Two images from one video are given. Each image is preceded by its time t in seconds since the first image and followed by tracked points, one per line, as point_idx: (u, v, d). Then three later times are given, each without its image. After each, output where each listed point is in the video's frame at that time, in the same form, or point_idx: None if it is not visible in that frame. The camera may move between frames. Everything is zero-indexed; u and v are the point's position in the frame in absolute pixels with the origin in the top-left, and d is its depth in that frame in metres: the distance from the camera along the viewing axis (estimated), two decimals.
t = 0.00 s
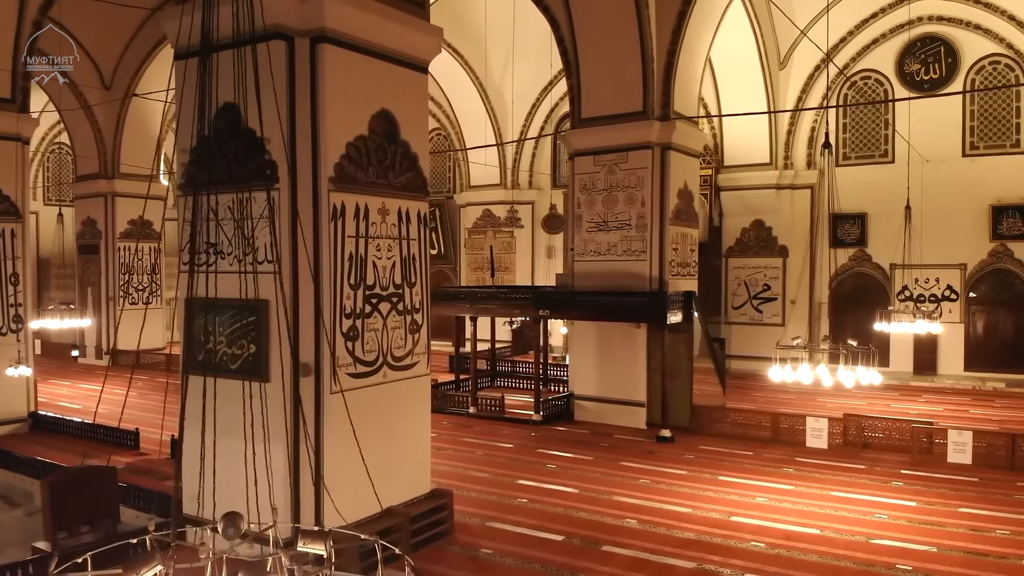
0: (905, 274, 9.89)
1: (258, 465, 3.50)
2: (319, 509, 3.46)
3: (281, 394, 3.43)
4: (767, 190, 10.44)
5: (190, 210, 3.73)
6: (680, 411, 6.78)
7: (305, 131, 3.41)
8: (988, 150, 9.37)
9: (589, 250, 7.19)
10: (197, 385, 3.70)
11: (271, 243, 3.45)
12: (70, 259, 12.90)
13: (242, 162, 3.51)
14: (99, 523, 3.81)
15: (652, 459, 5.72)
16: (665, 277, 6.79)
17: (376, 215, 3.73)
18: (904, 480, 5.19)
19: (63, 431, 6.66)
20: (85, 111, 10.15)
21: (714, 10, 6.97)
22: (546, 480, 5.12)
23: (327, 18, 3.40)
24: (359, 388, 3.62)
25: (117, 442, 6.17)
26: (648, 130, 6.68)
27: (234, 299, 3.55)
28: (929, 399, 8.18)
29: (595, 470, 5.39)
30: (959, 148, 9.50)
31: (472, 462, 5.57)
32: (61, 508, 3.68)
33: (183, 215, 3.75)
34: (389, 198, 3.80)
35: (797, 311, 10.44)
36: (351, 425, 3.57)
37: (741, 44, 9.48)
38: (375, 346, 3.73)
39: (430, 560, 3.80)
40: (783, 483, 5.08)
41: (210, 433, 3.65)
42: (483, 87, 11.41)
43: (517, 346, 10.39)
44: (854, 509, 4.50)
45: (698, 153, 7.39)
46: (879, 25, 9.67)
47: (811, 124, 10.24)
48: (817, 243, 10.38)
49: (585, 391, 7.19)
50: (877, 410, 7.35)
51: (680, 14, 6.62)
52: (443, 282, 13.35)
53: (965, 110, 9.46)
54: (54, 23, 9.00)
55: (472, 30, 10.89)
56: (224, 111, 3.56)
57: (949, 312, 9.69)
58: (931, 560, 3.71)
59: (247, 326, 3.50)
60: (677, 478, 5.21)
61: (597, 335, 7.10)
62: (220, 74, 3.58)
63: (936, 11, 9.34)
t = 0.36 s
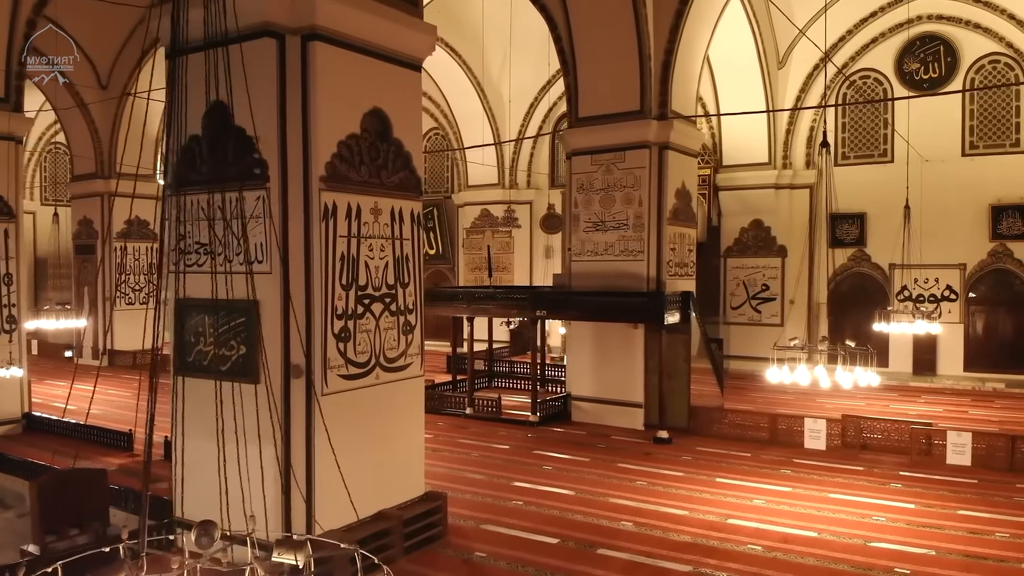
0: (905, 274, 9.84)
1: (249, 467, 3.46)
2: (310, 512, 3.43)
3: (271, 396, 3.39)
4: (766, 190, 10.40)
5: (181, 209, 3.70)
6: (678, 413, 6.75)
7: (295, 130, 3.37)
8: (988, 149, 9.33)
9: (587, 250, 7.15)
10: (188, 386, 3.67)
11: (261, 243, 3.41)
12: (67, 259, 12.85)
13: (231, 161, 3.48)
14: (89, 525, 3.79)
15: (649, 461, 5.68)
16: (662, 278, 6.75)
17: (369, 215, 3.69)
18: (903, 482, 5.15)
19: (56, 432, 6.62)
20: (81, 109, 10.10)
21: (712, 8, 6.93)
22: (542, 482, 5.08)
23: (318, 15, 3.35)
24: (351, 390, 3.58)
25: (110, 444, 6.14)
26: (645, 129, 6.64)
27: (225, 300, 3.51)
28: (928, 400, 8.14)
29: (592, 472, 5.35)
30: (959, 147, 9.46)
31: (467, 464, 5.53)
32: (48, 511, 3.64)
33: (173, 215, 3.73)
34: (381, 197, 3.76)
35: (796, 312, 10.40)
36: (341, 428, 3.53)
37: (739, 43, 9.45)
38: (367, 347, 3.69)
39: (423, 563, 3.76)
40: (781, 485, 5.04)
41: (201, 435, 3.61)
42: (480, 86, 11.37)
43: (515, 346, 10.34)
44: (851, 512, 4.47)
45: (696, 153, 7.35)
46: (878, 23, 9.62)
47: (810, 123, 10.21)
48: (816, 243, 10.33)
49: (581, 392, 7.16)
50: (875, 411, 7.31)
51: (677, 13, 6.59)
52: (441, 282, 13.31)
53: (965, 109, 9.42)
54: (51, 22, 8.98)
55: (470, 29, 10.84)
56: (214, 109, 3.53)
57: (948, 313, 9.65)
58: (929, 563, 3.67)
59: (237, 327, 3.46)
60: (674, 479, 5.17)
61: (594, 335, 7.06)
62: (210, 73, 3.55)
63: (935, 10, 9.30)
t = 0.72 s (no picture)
0: (904, 274, 9.80)
1: (239, 470, 3.42)
2: (301, 516, 3.39)
3: (261, 398, 3.35)
4: (765, 190, 10.36)
5: (170, 208, 3.67)
6: (675, 414, 6.72)
7: (285, 128, 3.33)
8: (987, 149, 9.29)
9: (584, 250, 7.10)
10: (178, 388, 3.64)
11: (251, 243, 3.36)
12: (64, 259, 12.80)
13: (221, 160, 3.44)
14: (78, 529, 3.75)
15: (646, 463, 5.64)
16: (660, 278, 6.71)
17: (361, 215, 3.65)
18: (901, 484, 5.11)
19: (48, 433, 6.58)
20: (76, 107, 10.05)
21: (710, 6, 6.88)
22: (538, 484, 5.04)
23: (308, 12, 3.31)
24: (342, 392, 3.54)
25: (102, 445, 6.10)
26: (642, 128, 6.60)
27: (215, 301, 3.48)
28: (927, 401, 8.08)
29: (588, 474, 5.30)
30: (958, 147, 9.41)
31: (463, 466, 5.49)
32: (37, 515, 3.59)
33: (164, 214, 3.70)
34: (374, 197, 3.71)
35: (795, 312, 10.35)
36: (332, 430, 3.49)
37: (738, 43, 9.42)
38: (359, 349, 3.64)
39: (416, 567, 3.72)
40: (778, 487, 5.00)
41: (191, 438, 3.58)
42: (478, 85, 11.33)
43: (513, 346, 10.29)
44: (849, 514, 4.42)
45: (694, 152, 7.30)
46: (877, 23, 9.58)
47: (809, 122, 10.16)
48: (815, 244, 10.28)
49: (578, 393, 7.11)
50: (874, 412, 7.26)
51: (675, 12, 6.54)
52: (439, 282, 13.27)
53: (965, 109, 9.38)
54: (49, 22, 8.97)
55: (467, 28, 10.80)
56: (204, 108, 3.50)
57: (947, 313, 9.60)
58: (927, 566, 3.63)
59: (227, 328, 3.42)
60: (671, 481, 5.13)
61: (592, 335, 7.03)
62: (200, 70, 3.51)
63: (935, 9, 9.26)
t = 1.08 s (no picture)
0: (903, 274, 9.76)
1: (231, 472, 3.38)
2: (292, 519, 3.36)
3: (252, 399, 3.31)
4: (764, 190, 10.32)
5: (160, 207, 3.64)
6: (673, 415, 6.68)
7: (277, 126, 3.29)
8: (987, 148, 9.25)
9: (581, 250, 7.07)
10: (168, 389, 3.60)
11: (241, 242, 3.32)
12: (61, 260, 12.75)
13: (212, 157, 3.40)
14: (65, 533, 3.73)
15: (643, 464, 5.59)
16: (657, 278, 6.67)
17: (353, 214, 3.60)
18: (900, 485, 5.06)
19: (42, 434, 6.55)
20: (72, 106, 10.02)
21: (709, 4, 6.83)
22: (534, 486, 4.99)
23: (299, 8, 3.26)
24: (334, 393, 3.50)
25: (95, 446, 6.07)
26: (640, 127, 6.56)
27: (205, 301, 3.44)
28: (927, 401, 8.03)
29: (584, 475, 5.26)
30: (958, 146, 9.37)
31: (458, 467, 5.45)
32: (24, 517, 3.55)
33: (154, 213, 3.66)
34: (366, 196, 3.67)
35: (794, 313, 10.30)
36: (324, 432, 3.45)
37: (736, 42, 9.40)
38: (352, 349, 3.60)
39: (409, 570, 3.68)
40: (777, 489, 4.95)
41: (183, 439, 3.55)
42: (476, 84, 11.30)
43: (512, 346, 10.25)
44: (848, 517, 4.38)
45: (692, 152, 7.25)
46: (876, 21, 9.55)
47: (808, 121, 10.13)
48: (814, 244, 10.23)
49: (576, 394, 7.08)
50: (873, 413, 7.22)
51: (673, 11, 6.49)
52: (437, 282, 13.23)
53: (964, 108, 9.34)
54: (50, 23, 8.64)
55: (464, 27, 10.77)
56: (194, 105, 3.46)
57: (947, 313, 9.56)
58: (926, 570, 3.59)
59: (218, 328, 3.38)
60: (668, 483, 5.08)
61: (589, 335, 6.98)
62: (191, 68, 3.48)
63: (935, 8, 9.22)
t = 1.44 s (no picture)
0: (902, 274, 9.71)
1: (220, 474, 3.33)
2: (282, 523, 3.32)
3: (240, 401, 3.27)
4: (762, 190, 10.28)
5: (151, 207, 3.61)
6: (670, 416, 6.65)
7: (266, 124, 3.25)
8: (986, 147, 9.21)
9: (578, 250, 7.03)
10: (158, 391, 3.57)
11: (230, 241, 3.28)
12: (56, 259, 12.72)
13: (201, 157, 3.37)
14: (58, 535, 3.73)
15: (640, 465, 5.55)
16: (655, 278, 6.63)
17: (345, 213, 3.56)
18: (899, 487, 5.02)
19: (34, 435, 6.53)
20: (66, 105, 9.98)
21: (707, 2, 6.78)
22: (530, 488, 4.95)
23: (289, 5, 3.22)
24: (324, 395, 3.45)
25: (88, 447, 6.04)
26: (637, 126, 6.52)
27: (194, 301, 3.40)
28: (926, 402, 8.00)
29: (580, 477, 5.22)
30: (958, 145, 9.33)
31: (454, 469, 5.41)
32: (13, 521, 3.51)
33: (144, 213, 3.64)
34: (358, 195, 3.63)
35: (792, 313, 10.26)
36: (314, 434, 3.41)
37: (735, 40, 9.35)
38: (343, 350, 3.56)
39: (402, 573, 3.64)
40: (774, 490, 4.91)
41: (172, 441, 3.51)
42: (474, 84, 11.26)
43: (509, 347, 10.21)
44: (846, 519, 4.34)
45: (690, 151, 7.21)
46: (875, 20, 9.51)
47: (807, 119, 10.07)
48: (814, 244, 10.19)
49: (573, 395, 7.04)
50: (872, 414, 7.18)
51: (671, 8, 6.44)
52: (435, 282, 13.19)
53: (964, 107, 9.30)
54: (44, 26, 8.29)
55: (461, 26, 10.70)
56: (184, 104, 3.42)
57: (947, 313, 9.51)
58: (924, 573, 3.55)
59: (206, 329, 3.34)
60: (665, 485, 5.04)
61: (586, 335, 6.94)
62: (181, 65, 3.44)
63: (934, 7, 9.18)
